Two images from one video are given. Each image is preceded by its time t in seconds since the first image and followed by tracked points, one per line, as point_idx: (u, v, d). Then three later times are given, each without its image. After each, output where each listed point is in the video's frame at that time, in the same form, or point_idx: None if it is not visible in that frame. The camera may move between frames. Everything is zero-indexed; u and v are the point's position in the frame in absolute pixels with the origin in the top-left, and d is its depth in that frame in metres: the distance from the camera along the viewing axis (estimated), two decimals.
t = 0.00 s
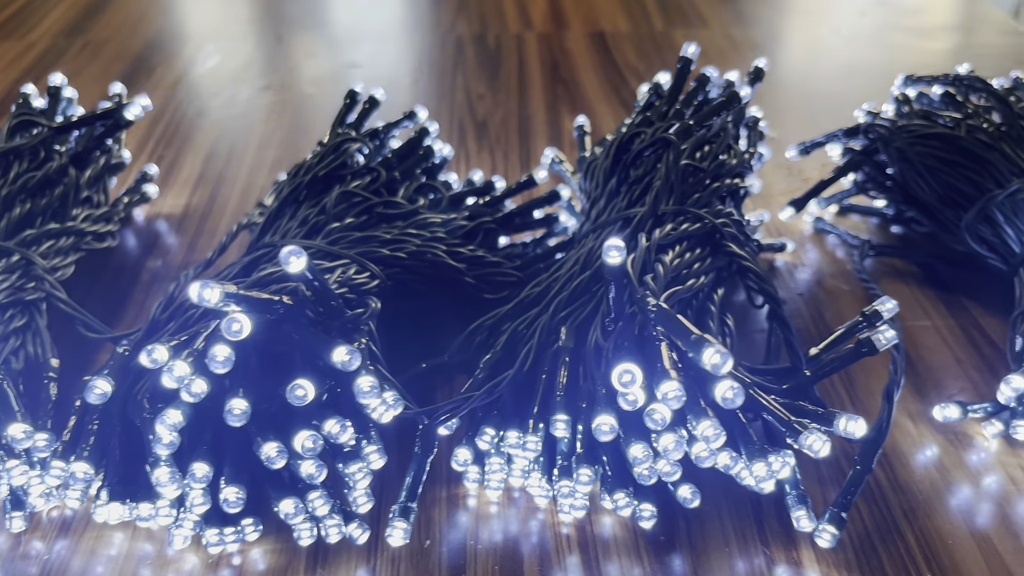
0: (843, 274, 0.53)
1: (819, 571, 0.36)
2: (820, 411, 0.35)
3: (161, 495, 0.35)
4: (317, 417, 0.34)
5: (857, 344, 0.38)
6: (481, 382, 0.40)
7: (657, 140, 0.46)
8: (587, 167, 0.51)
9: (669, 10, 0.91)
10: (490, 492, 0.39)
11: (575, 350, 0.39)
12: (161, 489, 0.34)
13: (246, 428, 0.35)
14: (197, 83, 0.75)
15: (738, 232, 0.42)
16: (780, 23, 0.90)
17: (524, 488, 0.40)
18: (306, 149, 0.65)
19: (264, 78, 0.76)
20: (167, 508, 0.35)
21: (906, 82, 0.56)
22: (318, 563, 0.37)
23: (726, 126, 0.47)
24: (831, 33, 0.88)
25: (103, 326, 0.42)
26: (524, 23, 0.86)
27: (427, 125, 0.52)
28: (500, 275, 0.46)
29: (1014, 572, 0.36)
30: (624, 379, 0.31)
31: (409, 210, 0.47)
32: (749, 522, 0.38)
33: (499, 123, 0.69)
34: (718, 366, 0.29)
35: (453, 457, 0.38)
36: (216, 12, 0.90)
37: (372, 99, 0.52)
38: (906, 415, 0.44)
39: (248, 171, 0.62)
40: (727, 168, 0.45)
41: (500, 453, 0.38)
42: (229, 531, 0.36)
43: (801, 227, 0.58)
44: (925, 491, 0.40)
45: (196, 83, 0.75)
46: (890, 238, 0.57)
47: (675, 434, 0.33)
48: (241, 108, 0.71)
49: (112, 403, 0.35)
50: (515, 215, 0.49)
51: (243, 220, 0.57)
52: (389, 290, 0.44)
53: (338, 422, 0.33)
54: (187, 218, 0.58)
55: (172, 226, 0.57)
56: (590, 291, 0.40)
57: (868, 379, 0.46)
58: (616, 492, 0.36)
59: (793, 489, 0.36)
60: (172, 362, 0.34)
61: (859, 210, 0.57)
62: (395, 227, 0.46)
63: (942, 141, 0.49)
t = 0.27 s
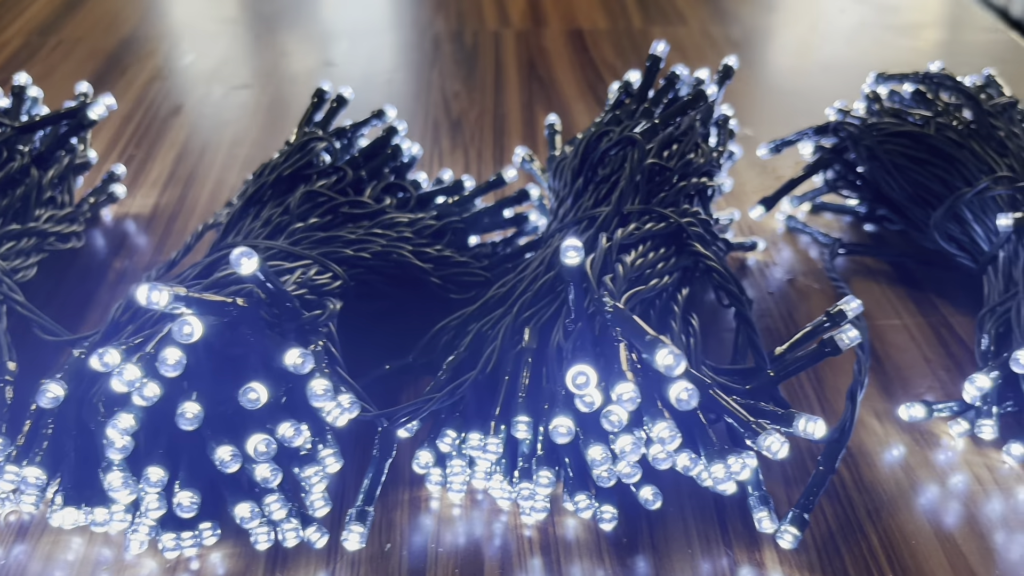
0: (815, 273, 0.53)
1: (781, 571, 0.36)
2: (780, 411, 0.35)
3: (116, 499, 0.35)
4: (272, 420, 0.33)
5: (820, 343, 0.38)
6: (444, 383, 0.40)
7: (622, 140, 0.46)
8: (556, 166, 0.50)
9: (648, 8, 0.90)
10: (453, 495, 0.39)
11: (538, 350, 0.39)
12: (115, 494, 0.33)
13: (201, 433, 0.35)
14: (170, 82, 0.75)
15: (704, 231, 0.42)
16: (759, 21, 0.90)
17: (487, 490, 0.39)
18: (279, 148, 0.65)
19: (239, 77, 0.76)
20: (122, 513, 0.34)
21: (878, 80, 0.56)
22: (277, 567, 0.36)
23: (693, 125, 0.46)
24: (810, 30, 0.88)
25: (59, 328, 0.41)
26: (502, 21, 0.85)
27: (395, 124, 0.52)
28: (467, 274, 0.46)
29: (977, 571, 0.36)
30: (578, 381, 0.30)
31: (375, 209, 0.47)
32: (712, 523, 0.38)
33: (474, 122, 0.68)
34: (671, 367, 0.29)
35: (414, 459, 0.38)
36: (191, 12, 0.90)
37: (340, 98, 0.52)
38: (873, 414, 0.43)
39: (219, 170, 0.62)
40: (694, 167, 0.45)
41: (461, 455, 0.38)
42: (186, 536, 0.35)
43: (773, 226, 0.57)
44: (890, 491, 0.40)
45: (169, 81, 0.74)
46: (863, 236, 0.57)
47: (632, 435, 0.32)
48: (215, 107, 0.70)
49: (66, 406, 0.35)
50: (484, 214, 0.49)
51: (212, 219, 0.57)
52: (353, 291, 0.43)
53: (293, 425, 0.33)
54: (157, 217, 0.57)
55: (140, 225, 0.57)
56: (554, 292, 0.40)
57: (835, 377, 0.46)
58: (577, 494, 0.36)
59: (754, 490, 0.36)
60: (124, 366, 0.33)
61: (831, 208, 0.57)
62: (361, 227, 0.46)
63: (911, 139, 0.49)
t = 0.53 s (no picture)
0: (786, 272, 0.53)
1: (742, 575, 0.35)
2: (739, 412, 0.34)
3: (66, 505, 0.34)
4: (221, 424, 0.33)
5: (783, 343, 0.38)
6: (404, 384, 0.39)
7: (587, 138, 0.45)
8: (523, 165, 0.50)
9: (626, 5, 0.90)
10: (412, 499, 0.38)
11: (498, 351, 0.38)
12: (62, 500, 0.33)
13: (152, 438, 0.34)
14: (141, 80, 0.74)
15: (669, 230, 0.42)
16: (737, 17, 0.89)
17: (447, 494, 0.39)
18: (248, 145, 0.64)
19: (211, 75, 0.75)
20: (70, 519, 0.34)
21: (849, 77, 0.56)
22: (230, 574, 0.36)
23: (658, 123, 0.46)
24: (788, 26, 0.87)
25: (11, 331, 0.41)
26: (479, 18, 0.85)
27: (361, 122, 0.52)
28: (431, 274, 0.45)
29: (940, 573, 0.36)
30: (530, 384, 0.30)
31: (338, 209, 0.46)
32: (674, 526, 0.37)
33: (448, 120, 0.68)
34: (622, 369, 0.29)
35: (372, 463, 0.38)
36: (164, 10, 0.89)
37: (305, 96, 0.51)
38: (840, 415, 0.43)
39: (188, 168, 0.61)
40: (659, 165, 0.45)
41: (420, 458, 0.37)
42: (138, 542, 0.35)
43: (745, 224, 0.57)
44: (855, 492, 0.39)
45: (141, 79, 0.74)
46: (836, 235, 0.56)
47: (586, 439, 0.32)
48: (185, 105, 0.70)
49: (14, 411, 0.34)
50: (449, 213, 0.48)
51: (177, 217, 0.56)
52: (314, 292, 0.43)
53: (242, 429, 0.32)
54: (123, 216, 0.56)
55: (105, 224, 0.56)
56: (516, 292, 0.40)
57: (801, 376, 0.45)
58: (535, 497, 0.35)
59: (715, 492, 0.35)
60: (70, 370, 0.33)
61: (803, 206, 0.56)
62: (323, 227, 0.45)
63: (881, 137, 0.48)
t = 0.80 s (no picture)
0: (754, 270, 0.52)
1: None
2: (691, 414, 0.34)
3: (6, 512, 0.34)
4: (161, 428, 0.32)
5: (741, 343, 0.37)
6: (356, 386, 0.39)
7: (546, 135, 0.44)
8: (486, 162, 0.49)
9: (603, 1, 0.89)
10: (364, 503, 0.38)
11: (452, 353, 0.37)
12: None
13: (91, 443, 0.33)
14: (108, 76, 0.73)
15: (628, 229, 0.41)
16: (714, 13, 0.89)
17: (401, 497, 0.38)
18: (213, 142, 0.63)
19: (179, 71, 0.74)
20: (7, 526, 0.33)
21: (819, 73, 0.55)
22: None
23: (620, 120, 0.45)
24: (765, 22, 0.87)
25: None
26: (453, 15, 0.84)
27: (322, 120, 0.51)
28: (390, 274, 0.44)
29: None
30: (474, 387, 0.29)
31: (296, 208, 0.45)
32: (630, 530, 0.37)
33: (417, 117, 0.67)
34: (566, 372, 0.28)
35: (323, 467, 0.37)
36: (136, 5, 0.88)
37: (265, 92, 0.51)
38: (802, 415, 0.42)
39: (151, 165, 0.61)
40: (620, 163, 0.44)
41: (371, 462, 0.36)
42: (80, 550, 0.34)
43: (714, 222, 0.56)
44: (815, 493, 0.39)
45: (108, 75, 0.73)
46: (806, 232, 0.56)
47: (534, 442, 0.31)
48: (152, 102, 0.69)
49: None
50: (410, 212, 0.48)
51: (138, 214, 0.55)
52: (269, 292, 0.42)
53: (183, 435, 0.32)
54: (83, 214, 0.56)
55: (64, 222, 0.55)
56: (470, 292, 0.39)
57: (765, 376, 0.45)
58: (488, 501, 0.34)
59: (670, 495, 0.35)
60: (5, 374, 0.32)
61: (773, 204, 0.56)
62: (280, 226, 0.44)
63: (847, 133, 0.48)
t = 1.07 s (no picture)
0: (726, 266, 0.51)
1: None
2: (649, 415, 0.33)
3: None
4: (100, 431, 0.31)
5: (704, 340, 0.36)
6: (310, 386, 0.37)
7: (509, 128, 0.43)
8: (451, 156, 0.48)
9: None
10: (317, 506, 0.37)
11: (407, 351, 0.36)
12: None
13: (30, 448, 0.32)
14: (74, 70, 0.72)
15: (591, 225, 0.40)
16: (693, 7, 0.88)
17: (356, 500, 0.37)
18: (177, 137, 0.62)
19: (147, 65, 0.73)
20: None
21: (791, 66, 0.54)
22: None
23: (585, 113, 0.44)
24: (744, 15, 0.86)
25: None
26: (429, 9, 0.83)
27: (283, 114, 0.50)
28: (349, 272, 0.43)
29: None
30: (420, 388, 0.28)
31: (254, 203, 0.44)
32: (589, 532, 0.36)
33: (388, 112, 0.66)
34: (512, 372, 0.27)
35: (275, 469, 0.36)
36: None
37: (225, 86, 0.50)
38: (769, 413, 0.42)
39: (115, 160, 0.59)
40: (585, 157, 0.43)
41: (323, 465, 0.35)
42: (23, 556, 0.31)
43: (686, 218, 0.56)
44: (781, 494, 0.38)
45: (74, 70, 0.72)
46: (780, 228, 0.55)
47: (484, 444, 0.30)
48: (119, 97, 0.68)
49: None
50: (372, 207, 0.46)
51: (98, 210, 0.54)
52: (224, 291, 0.41)
53: (122, 437, 0.30)
54: (41, 210, 0.54)
55: (22, 218, 0.54)
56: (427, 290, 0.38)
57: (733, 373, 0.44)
58: (441, 504, 0.33)
59: (629, 497, 0.34)
60: None
61: (746, 199, 0.55)
62: (236, 222, 0.43)
63: (817, 126, 0.47)
